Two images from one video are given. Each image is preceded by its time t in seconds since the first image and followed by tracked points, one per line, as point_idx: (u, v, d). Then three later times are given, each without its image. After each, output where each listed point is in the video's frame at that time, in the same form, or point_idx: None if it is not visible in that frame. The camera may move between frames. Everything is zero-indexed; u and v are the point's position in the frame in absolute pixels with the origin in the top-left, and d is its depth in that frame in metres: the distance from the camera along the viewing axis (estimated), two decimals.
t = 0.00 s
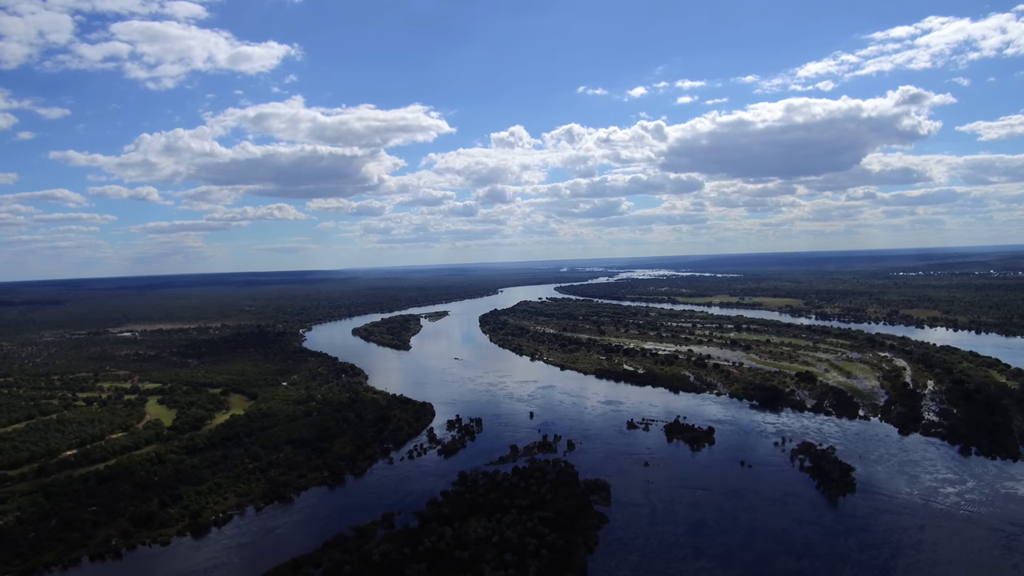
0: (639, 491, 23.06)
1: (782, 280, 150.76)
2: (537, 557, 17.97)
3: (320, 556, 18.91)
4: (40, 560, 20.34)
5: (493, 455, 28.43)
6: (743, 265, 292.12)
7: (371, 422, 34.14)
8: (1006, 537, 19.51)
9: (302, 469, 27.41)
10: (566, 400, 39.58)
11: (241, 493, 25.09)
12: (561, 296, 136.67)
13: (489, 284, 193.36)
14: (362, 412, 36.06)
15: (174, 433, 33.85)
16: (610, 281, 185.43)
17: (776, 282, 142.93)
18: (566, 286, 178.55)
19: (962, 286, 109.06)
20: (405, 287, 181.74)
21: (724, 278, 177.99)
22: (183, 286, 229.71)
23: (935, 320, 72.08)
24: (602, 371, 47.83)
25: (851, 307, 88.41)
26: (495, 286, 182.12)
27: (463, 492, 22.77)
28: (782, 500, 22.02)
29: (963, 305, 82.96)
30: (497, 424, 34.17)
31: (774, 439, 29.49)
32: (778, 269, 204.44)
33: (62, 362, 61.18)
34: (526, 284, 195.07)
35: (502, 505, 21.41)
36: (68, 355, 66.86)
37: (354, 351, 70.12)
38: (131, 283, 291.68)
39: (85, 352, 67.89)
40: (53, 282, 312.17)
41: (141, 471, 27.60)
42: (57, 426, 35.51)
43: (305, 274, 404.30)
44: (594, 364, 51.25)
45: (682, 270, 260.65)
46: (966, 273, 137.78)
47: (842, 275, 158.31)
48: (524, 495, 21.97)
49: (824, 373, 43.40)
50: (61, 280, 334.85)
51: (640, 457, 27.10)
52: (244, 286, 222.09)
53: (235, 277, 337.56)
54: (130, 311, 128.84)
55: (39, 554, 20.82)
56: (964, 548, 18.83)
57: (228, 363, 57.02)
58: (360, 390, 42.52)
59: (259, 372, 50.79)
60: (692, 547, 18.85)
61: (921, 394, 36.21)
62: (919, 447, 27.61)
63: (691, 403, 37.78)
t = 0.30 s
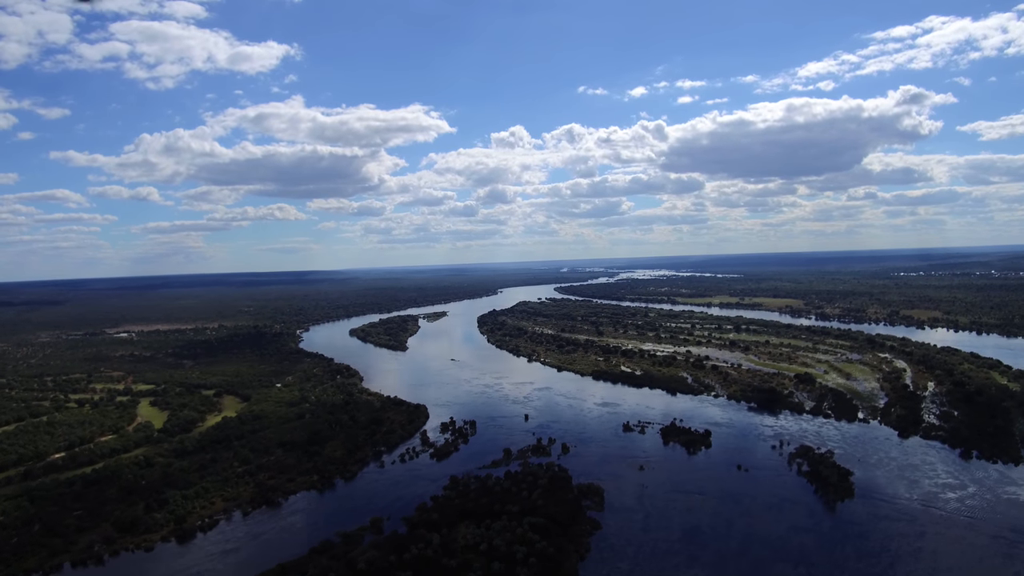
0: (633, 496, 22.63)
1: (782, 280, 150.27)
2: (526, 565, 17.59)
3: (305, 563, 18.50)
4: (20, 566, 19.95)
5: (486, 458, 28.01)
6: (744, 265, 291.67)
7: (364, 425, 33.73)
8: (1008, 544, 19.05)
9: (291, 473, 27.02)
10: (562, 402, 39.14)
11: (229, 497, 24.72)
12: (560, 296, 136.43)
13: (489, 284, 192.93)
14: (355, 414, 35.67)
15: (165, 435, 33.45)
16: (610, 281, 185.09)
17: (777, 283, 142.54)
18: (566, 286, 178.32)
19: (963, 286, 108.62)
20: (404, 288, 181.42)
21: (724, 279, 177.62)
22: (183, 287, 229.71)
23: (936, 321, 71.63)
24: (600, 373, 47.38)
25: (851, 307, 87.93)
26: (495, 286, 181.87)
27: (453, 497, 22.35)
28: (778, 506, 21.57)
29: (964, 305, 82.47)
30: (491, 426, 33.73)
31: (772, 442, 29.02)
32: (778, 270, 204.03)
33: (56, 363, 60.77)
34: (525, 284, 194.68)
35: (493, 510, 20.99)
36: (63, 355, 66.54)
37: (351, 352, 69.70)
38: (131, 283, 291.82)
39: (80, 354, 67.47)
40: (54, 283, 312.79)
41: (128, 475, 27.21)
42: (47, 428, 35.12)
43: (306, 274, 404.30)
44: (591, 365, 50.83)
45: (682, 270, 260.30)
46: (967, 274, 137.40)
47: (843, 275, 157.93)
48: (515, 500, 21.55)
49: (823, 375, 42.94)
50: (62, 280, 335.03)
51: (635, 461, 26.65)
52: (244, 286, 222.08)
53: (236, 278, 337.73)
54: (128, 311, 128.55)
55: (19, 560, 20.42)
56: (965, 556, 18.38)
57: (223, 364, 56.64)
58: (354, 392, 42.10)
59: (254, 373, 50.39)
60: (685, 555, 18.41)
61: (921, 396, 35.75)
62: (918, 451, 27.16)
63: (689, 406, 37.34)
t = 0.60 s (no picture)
0: (627, 501, 22.20)
1: (783, 281, 149.67)
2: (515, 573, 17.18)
3: (289, 569, 18.10)
4: None
5: (479, 461, 27.58)
6: (745, 265, 291.17)
7: (356, 427, 33.30)
8: (1010, 551, 18.57)
9: (281, 476, 26.63)
10: (558, 404, 38.66)
11: (216, 502, 24.32)
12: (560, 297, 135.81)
13: (489, 284, 192.22)
14: (348, 416, 35.25)
15: (155, 438, 33.04)
16: (610, 281, 184.38)
17: (777, 283, 141.97)
18: (567, 286, 177.79)
19: (964, 286, 107.90)
20: (404, 288, 180.93)
21: (725, 279, 176.83)
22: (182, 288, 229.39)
23: (937, 322, 71.02)
24: (597, 374, 46.88)
25: (851, 308, 87.25)
26: (495, 286, 181.39)
27: (444, 502, 21.89)
28: (775, 511, 21.12)
29: (965, 306, 81.81)
30: (486, 428, 33.26)
31: (770, 445, 28.55)
32: (779, 270, 203.28)
33: (50, 364, 60.29)
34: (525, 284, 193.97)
35: (483, 516, 20.57)
36: (58, 356, 66.13)
37: (348, 352, 69.20)
38: (131, 283, 291.46)
39: (75, 355, 67.00)
40: (54, 283, 312.68)
41: (115, 478, 26.79)
42: (36, 430, 34.69)
43: (306, 275, 403.85)
44: (589, 366, 50.32)
45: (682, 270, 259.61)
46: (968, 274, 136.73)
47: (843, 275, 157.33)
48: (506, 505, 21.14)
49: (823, 376, 42.43)
50: (62, 280, 334.91)
51: (630, 464, 26.17)
52: (245, 287, 222.07)
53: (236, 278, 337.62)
54: (126, 312, 128.06)
55: None
56: (964, 563, 17.96)
57: (218, 365, 56.21)
58: (348, 393, 41.63)
59: (248, 374, 49.95)
60: (679, 563, 17.97)
61: (922, 398, 35.24)
62: (919, 455, 26.68)
63: (686, 407, 36.85)
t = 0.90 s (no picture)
0: (621, 506, 21.74)
1: (783, 280, 149.16)
2: None
3: None
4: None
5: (472, 465, 27.15)
6: (746, 264, 290.59)
7: (349, 430, 32.90)
8: (1012, 559, 18.08)
9: (270, 480, 26.22)
10: (553, 406, 38.19)
11: (202, 507, 23.91)
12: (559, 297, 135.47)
13: (489, 284, 191.81)
14: (340, 418, 34.86)
15: (144, 441, 32.64)
16: (610, 281, 183.89)
17: (777, 283, 141.46)
18: (567, 286, 177.46)
19: (965, 285, 107.26)
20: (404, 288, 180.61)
21: (725, 279, 176.39)
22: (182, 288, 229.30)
23: (938, 322, 70.42)
24: (593, 376, 46.35)
25: (851, 308, 86.71)
26: (495, 286, 181.10)
27: (433, 507, 21.47)
28: (771, 517, 20.67)
29: (966, 306, 81.25)
30: (480, 431, 32.81)
31: (767, 448, 28.08)
32: (779, 270, 202.74)
33: (45, 365, 59.89)
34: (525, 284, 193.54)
35: (473, 522, 20.13)
36: (53, 357, 65.77)
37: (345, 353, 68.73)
38: (131, 283, 291.50)
39: (71, 355, 66.62)
40: (55, 283, 312.58)
41: (102, 482, 26.38)
42: (25, 433, 34.28)
43: (306, 275, 403.77)
44: (586, 367, 49.85)
45: (683, 270, 259.13)
46: (969, 274, 136.19)
47: (843, 275, 156.84)
48: (497, 511, 20.71)
49: (822, 378, 41.93)
50: (62, 280, 334.51)
51: (624, 468, 25.70)
52: (245, 287, 221.92)
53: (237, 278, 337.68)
54: (125, 312, 127.80)
55: None
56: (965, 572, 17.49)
57: (213, 366, 55.79)
58: (342, 395, 41.23)
59: (242, 376, 49.56)
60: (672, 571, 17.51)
61: (922, 400, 34.72)
62: (918, 458, 26.21)
63: (683, 409, 36.38)
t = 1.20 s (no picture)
0: (614, 511, 21.29)
1: (783, 281, 148.73)
2: None
3: None
4: None
5: (464, 469, 26.72)
6: (746, 264, 290.72)
7: (340, 433, 32.48)
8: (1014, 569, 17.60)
9: (258, 484, 25.82)
10: (549, 409, 37.72)
11: (188, 512, 23.50)
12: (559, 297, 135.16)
13: (488, 285, 191.40)
14: (332, 421, 34.47)
15: (133, 444, 32.23)
16: (610, 281, 183.61)
17: (777, 284, 141.07)
18: (567, 286, 177.53)
19: (965, 286, 106.84)
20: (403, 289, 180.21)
21: (725, 279, 176.04)
22: (182, 288, 229.20)
23: (938, 323, 70.11)
24: (590, 377, 45.92)
25: (851, 309, 86.30)
26: (495, 287, 180.15)
27: (421, 513, 21.05)
28: (768, 524, 20.19)
29: (966, 307, 80.78)
30: (473, 434, 32.35)
31: (765, 452, 27.61)
32: (779, 270, 202.27)
33: (38, 366, 59.41)
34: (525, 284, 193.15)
35: (462, 529, 19.69)
36: (47, 358, 65.40)
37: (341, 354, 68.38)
38: (130, 283, 291.44)
39: (65, 357, 66.16)
40: (55, 283, 312.89)
41: (87, 486, 25.95)
42: (13, 436, 33.85)
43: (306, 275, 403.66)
44: (583, 369, 49.40)
45: (682, 270, 258.82)
46: (969, 275, 135.82)
47: (844, 276, 156.50)
48: (486, 517, 20.26)
49: (821, 380, 41.47)
50: (63, 281, 334.74)
51: (618, 472, 25.24)
52: (244, 287, 221.83)
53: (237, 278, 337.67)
54: (123, 313, 127.47)
55: None
56: None
57: (207, 367, 55.36)
58: (335, 397, 40.82)
59: (236, 377, 49.18)
60: None
61: (921, 403, 34.26)
62: (917, 463, 25.78)
63: (680, 412, 35.92)
